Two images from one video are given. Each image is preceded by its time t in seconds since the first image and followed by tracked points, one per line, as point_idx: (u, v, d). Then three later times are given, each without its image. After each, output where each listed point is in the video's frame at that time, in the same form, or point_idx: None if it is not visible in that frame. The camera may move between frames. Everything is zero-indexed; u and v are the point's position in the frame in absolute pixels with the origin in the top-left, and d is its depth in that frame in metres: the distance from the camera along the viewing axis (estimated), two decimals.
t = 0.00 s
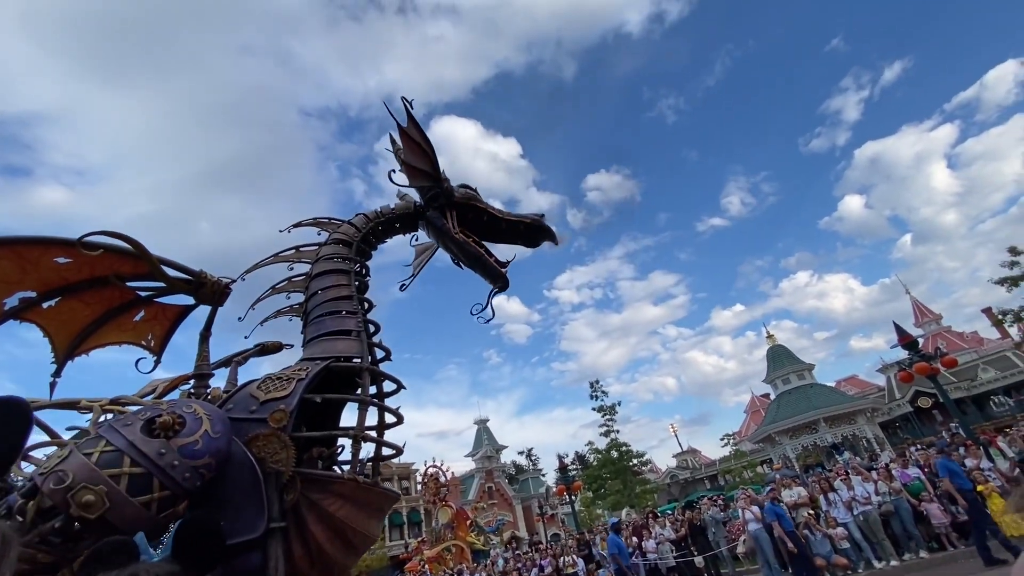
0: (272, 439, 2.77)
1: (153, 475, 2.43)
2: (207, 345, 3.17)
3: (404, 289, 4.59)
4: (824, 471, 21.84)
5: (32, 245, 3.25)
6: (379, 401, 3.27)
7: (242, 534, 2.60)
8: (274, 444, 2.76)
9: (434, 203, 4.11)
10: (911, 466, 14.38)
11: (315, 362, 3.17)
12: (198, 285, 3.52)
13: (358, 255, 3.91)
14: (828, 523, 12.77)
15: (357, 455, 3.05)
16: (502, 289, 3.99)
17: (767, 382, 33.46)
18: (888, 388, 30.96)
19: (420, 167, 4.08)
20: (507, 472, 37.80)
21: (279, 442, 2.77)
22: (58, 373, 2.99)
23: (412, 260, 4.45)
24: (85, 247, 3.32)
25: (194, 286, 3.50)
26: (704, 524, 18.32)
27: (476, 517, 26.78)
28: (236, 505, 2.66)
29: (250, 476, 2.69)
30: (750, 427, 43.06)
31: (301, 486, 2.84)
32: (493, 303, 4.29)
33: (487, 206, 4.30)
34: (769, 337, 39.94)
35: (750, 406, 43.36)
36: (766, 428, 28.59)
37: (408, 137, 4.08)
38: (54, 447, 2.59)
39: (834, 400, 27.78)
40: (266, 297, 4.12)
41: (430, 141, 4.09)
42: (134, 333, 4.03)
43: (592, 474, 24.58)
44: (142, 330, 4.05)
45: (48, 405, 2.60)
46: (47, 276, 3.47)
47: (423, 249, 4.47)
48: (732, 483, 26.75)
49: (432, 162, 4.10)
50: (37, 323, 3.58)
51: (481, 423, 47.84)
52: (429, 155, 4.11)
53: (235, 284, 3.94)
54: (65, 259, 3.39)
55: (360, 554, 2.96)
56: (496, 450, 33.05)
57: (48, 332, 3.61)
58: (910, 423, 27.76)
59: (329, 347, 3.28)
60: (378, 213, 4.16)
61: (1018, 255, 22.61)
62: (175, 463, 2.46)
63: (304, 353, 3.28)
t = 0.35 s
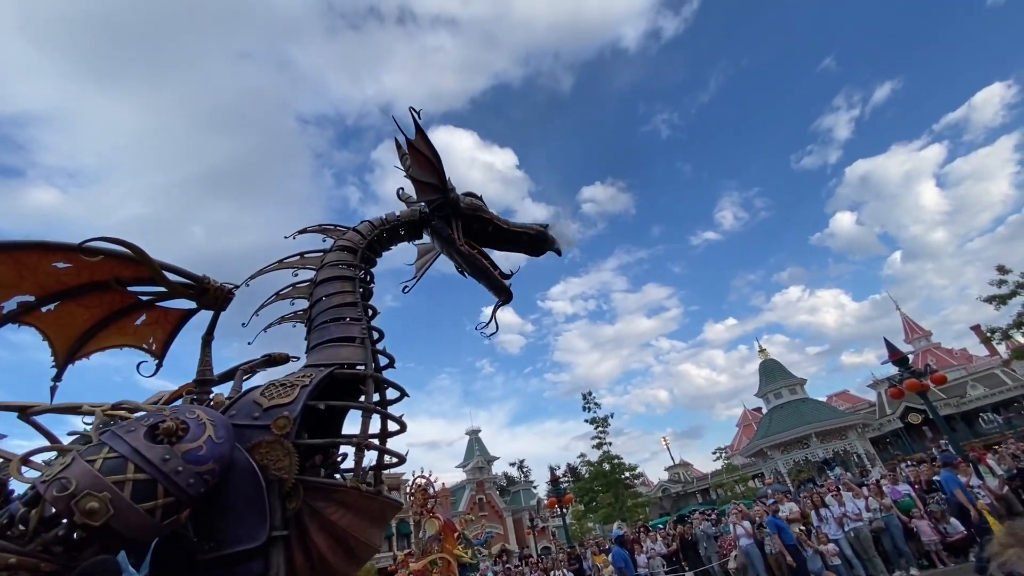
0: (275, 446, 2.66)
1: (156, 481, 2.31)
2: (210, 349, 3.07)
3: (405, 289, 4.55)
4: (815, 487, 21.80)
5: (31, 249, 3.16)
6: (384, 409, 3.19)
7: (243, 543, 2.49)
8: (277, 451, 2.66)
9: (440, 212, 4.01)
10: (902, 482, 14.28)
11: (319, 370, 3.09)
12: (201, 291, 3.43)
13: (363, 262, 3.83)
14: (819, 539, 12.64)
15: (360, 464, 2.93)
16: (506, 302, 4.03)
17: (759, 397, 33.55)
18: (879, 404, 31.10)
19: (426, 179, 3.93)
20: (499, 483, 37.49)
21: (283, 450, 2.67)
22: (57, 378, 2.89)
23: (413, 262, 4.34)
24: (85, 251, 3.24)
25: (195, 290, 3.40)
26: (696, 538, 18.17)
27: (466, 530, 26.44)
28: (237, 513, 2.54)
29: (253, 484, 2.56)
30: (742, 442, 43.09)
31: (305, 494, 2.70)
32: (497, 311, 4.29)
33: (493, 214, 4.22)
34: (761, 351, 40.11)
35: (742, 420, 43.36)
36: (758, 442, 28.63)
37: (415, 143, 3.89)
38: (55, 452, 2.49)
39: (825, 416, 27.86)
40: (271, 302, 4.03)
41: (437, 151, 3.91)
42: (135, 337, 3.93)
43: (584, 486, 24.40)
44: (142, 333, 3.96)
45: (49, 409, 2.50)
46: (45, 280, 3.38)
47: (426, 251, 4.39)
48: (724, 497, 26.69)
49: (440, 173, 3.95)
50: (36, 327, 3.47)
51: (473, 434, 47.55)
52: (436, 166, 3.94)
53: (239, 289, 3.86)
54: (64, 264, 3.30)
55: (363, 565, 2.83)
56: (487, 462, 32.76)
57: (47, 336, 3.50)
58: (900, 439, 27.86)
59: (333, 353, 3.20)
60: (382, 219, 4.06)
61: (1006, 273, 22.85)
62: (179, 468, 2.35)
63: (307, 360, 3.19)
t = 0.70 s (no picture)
0: (280, 452, 2.64)
1: (165, 487, 2.27)
2: (212, 354, 3.03)
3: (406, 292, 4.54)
4: (806, 497, 21.84)
5: (27, 257, 3.09)
6: (388, 416, 3.15)
7: (247, 549, 2.44)
8: (282, 457, 2.63)
9: (445, 219, 3.98)
10: (892, 492, 14.26)
11: (323, 375, 3.05)
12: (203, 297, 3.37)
13: (367, 268, 3.80)
14: (810, 549, 12.63)
15: (365, 471, 2.90)
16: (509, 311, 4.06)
17: (751, 406, 33.70)
18: (868, 413, 31.34)
19: (431, 190, 3.88)
20: (490, 492, 37.21)
21: (288, 456, 2.64)
22: (57, 385, 2.84)
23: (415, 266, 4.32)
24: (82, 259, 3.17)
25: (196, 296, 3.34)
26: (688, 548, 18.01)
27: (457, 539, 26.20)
28: (241, 519, 2.49)
29: (258, 490, 2.52)
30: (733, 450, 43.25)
31: (309, 500, 2.68)
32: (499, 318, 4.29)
33: (497, 222, 4.20)
34: (753, 361, 40.34)
35: (734, 429, 43.45)
36: (749, 451, 28.73)
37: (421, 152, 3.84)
38: (58, 459, 2.42)
39: (815, 425, 28.01)
40: (274, 307, 3.99)
41: (444, 162, 3.86)
42: (136, 341, 3.86)
43: (576, 496, 24.29)
44: (143, 338, 3.89)
45: (51, 414, 2.44)
46: (42, 286, 3.32)
47: (428, 255, 4.37)
48: (716, 506, 26.72)
49: (445, 185, 3.90)
50: (34, 333, 3.42)
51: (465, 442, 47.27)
52: (442, 177, 3.89)
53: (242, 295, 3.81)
54: (61, 271, 3.24)
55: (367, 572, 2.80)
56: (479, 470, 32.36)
57: (46, 341, 3.46)
58: (890, 449, 28.07)
59: (337, 359, 3.16)
60: (386, 225, 4.04)
61: (993, 285, 23.10)
62: (187, 473, 2.31)
63: (312, 365, 3.16)
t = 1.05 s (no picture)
0: (284, 454, 2.61)
1: (175, 488, 2.25)
2: (212, 356, 2.99)
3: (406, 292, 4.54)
4: (794, 503, 21.97)
5: (19, 267, 3.03)
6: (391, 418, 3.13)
7: (253, 553, 2.40)
8: (286, 459, 2.59)
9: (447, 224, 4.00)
10: (878, 498, 14.33)
11: (327, 377, 3.03)
12: (203, 300, 3.32)
13: (370, 271, 3.79)
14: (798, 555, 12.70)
15: (368, 474, 2.86)
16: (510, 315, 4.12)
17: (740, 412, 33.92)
18: (855, 420, 31.68)
19: (435, 198, 3.89)
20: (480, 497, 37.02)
21: (292, 457, 2.61)
22: (54, 385, 2.80)
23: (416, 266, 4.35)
24: (74, 267, 3.10)
25: (196, 299, 3.29)
26: (677, 553, 17.98)
27: (446, 546, 25.97)
28: (246, 521, 2.46)
29: (263, 492, 2.50)
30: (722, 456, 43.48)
31: (313, 502, 2.65)
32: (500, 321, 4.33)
33: (498, 226, 4.22)
34: (742, 367, 40.62)
35: (724, 435, 43.70)
36: (738, 457, 28.90)
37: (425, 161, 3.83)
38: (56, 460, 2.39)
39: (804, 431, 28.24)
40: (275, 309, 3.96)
41: (448, 171, 3.86)
42: (134, 342, 3.79)
43: (566, 501, 24.25)
44: (142, 338, 3.81)
45: (49, 416, 2.42)
46: (35, 291, 3.26)
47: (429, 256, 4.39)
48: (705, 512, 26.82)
49: (449, 193, 3.91)
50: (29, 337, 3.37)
51: (455, 446, 47.07)
52: (446, 185, 3.89)
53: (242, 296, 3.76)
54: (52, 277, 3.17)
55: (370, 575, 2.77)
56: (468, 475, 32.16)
57: (41, 344, 3.40)
58: (876, 455, 28.38)
59: (340, 361, 3.14)
60: (389, 227, 4.02)
61: (977, 294, 23.46)
62: (196, 473, 2.29)
63: (315, 368, 3.13)
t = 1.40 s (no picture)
0: (288, 453, 2.62)
1: (185, 484, 2.25)
2: (212, 355, 2.96)
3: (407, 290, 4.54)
4: (782, 505, 22.14)
5: (10, 277, 2.97)
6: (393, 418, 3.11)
7: (258, 551, 2.40)
8: (290, 458, 2.61)
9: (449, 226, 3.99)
10: (863, 501, 14.39)
11: (330, 377, 3.01)
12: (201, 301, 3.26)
13: (372, 270, 3.78)
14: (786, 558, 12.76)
15: (372, 474, 2.85)
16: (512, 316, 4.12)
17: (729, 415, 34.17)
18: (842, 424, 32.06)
19: (439, 199, 3.90)
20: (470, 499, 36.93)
21: (296, 456, 2.62)
22: (51, 386, 2.76)
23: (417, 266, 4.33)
24: (66, 277, 3.02)
25: (195, 300, 3.24)
26: (665, 556, 17.94)
27: (435, 548, 25.83)
28: (251, 518, 2.46)
29: (267, 491, 2.49)
30: (712, 459, 43.78)
31: (318, 501, 2.65)
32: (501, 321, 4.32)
33: (500, 227, 4.20)
34: (732, 370, 40.96)
35: (713, 438, 44.02)
36: (726, 460, 29.12)
37: (430, 164, 3.85)
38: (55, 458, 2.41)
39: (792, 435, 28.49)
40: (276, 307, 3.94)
41: (451, 174, 3.87)
42: (133, 342, 3.73)
43: (556, 503, 24.26)
44: (141, 337, 3.75)
45: (47, 415, 2.43)
46: (27, 297, 3.20)
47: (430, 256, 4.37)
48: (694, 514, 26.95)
49: (453, 195, 3.92)
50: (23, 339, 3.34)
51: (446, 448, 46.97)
52: (450, 188, 3.90)
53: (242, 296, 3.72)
54: (45, 285, 3.12)
55: None
56: (459, 477, 32.05)
57: (37, 346, 3.36)
58: (863, 458, 28.74)
59: (343, 360, 3.12)
60: (391, 226, 4.02)
61: (962, 300, 23.86)
62: (204, 469, 2.31)
63: (318, 366, 3.11)
